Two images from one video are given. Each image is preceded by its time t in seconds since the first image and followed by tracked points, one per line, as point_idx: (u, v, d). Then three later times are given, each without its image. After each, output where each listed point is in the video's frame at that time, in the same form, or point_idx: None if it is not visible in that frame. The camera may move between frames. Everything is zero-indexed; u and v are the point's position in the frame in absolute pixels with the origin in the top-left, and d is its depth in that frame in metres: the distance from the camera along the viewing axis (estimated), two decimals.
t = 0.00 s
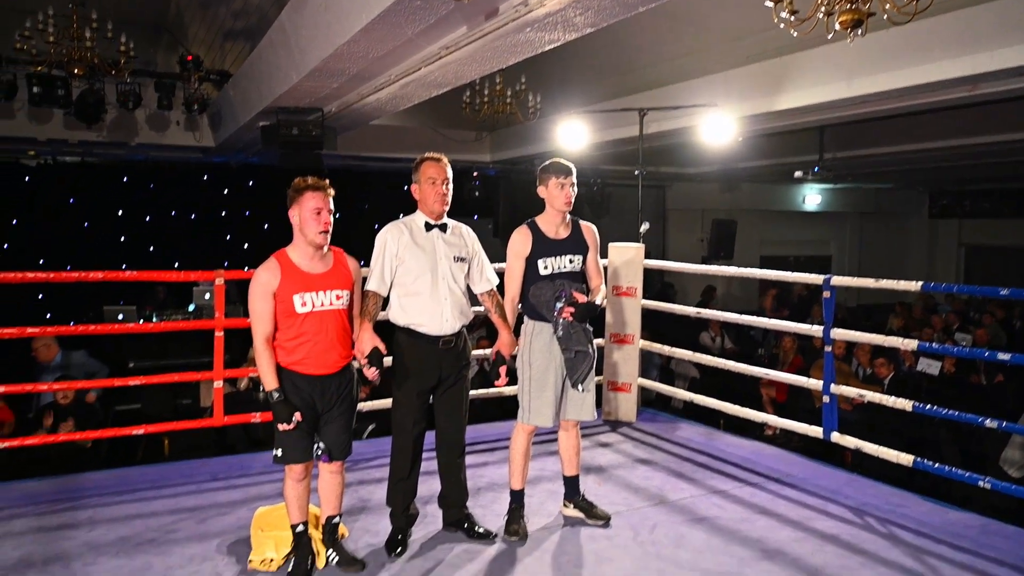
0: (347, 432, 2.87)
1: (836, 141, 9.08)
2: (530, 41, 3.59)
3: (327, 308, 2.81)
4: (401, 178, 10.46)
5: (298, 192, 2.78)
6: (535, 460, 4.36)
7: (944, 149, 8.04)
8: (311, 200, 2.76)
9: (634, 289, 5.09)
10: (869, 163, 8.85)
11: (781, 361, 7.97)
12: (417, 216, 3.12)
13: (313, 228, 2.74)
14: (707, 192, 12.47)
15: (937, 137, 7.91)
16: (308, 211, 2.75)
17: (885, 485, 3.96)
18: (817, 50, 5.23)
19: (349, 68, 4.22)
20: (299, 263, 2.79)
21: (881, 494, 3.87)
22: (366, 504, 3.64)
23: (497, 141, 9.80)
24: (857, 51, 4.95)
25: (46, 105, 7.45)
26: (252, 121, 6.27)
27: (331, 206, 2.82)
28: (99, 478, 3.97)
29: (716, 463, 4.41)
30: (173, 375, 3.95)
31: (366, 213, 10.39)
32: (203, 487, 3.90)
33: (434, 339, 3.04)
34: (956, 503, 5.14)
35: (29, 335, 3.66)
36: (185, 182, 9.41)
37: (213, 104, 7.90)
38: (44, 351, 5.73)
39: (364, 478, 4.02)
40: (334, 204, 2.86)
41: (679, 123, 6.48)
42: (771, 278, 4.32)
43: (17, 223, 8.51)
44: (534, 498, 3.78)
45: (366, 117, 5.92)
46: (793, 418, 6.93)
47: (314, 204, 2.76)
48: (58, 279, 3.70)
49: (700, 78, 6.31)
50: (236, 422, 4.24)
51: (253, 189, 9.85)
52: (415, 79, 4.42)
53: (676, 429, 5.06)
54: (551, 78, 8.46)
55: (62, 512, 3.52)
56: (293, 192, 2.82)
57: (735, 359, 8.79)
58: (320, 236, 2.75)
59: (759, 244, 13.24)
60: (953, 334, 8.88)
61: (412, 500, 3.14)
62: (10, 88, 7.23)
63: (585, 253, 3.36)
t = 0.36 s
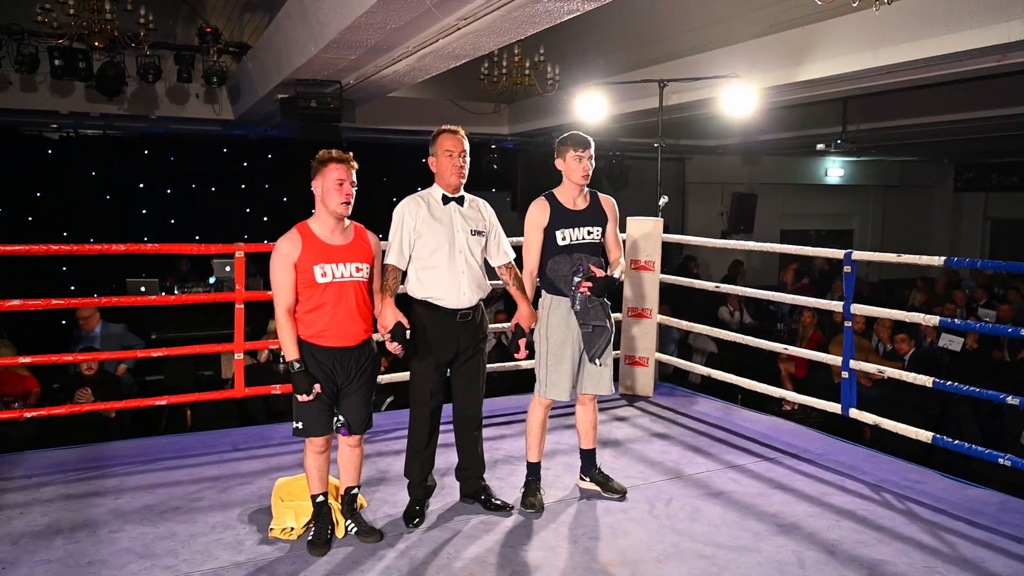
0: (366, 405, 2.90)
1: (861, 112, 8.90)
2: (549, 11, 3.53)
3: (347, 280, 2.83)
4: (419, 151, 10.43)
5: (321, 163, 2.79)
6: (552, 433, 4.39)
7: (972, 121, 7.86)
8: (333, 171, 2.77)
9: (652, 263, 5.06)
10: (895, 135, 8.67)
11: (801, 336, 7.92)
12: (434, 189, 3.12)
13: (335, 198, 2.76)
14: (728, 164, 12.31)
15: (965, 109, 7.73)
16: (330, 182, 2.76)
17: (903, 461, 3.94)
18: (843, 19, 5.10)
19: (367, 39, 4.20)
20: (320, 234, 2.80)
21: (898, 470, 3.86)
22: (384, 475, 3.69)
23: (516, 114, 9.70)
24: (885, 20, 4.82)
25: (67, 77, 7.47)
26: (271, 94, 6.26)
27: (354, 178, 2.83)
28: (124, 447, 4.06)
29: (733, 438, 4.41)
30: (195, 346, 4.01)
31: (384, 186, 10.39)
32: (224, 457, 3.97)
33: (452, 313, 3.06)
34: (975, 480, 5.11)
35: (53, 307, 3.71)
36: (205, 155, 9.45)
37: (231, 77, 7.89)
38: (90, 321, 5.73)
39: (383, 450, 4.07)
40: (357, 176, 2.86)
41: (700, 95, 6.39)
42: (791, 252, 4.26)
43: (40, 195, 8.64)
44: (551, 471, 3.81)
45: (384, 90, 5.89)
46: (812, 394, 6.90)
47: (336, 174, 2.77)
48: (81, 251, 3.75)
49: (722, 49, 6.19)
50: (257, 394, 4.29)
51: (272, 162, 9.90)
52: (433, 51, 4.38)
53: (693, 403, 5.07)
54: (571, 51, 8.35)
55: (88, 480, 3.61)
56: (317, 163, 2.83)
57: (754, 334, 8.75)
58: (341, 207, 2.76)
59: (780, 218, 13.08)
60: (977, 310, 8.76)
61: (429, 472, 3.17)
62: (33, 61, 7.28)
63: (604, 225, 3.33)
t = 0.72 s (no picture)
0: (377, 404, 2.91)
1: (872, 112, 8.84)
2: (557, 12, 3.53)
3: (359, 278, 2.84)
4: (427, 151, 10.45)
5: (333, 164, 2.80)
6: (560, 434, 4.39)
7: (985, 120, 7.80)
8: (344, 170, 2.79)
9: (661, 264, 5.06)
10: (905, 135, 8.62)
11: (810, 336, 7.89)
12: (438, 191, 3.12)
13: (345, 197, 2.77)
14: (736, 164, 12.28)
15: (977, 108, 7.67)
16: (341, 181, 2.78)
17: (913, 463, 3.93)
18: (853, 19, 5.07)
19: (376, 40, 4.21)
20: (332, 232, 2.82)
21: (908, 472, 3.84)
22: (392, 475, 3.70)
23: (525, 115, 9.63)
24: (895, 20, 4.80)
25: (79, 78, 7.51)
26: (280, 95, 6.28)
27: (365, 178, 2.85)
28: (134, 446, 4.09)
29: (741, 439, 4.40)
30: (205, 346, 4.02)
31: (393, 186, 10.42)
32: (233, 457, 3.99)
33: (461, 313, 3.06)
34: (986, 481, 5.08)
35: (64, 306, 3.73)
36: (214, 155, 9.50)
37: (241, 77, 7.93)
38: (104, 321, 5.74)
39: (391, 450, 4.09)
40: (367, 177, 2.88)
41: (708, 95, 6.37)
42: (800, 253, 4.23)
43: (52, 195, 8.71)
44: (559, 472, 3.81)
45: (393, 90, 5.91)
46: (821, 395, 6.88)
47: (347, 174, 2.79)
48: (92, 251, 3.77)
49: (732, 48, 6.17)
50: (266, 393, 4.30)
51: (281, 162, 10.00)
52: (442, 52, 4.39)
53: (701, 404, 5.06)
54: (582, 51, 8.33)
55: (99, 479, 3.64)
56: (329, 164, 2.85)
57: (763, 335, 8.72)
58: (352, 206, 2.77)
59: (790, 218, 13.02)
60: (988, 311, 8.70)
61: (437, 472, 3.18)
62: (46, 62, 7.32)
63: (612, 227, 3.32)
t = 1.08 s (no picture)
0: (379, 404, 2.92)
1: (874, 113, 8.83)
2: (558, 14, 3.54)
3: (363, 279, 2.85)
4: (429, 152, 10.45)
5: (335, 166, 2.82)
6: (561, 434, 4.40)
7: (987, 121, 7.79)
8: (344, 171, 2.81)
9: (662, 265, 5.07)
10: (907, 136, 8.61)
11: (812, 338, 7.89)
12: (435, 192, 3.12)
13: (341, 197, 2.79)
14: (738, 165, 12.27)
15: (979, 109, 7.66)
16: (338, 182, 2.81)
17: (914, 465, 3.94)
18: (854, 21, 5.07)
19: (377, 42, 4.22)
20: (336, 234, 2.83)
21: (909, 474, 3.85)
22: (394, 476, 3.72)
23: (527, 116, 9.63)
24: (897, 22, 4.80)
25: (82, 79, 7.51)
26: (282, 96, 6.30)
27: (364, 180, 2.86)
28: (137, 446, 4.11)
29: (742, 440, 4.41)
30: (208, 347, 4.04)
31: (395, 187, 10.43)
32: (236, 457, 4.01)
33: (459, 313, 3.08)
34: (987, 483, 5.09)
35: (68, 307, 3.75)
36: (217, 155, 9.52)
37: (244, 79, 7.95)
38: (109, 323, 5.70)
39: (393, 450, 4.10)
40: (369, 180, 2.90)
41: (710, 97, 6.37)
42: (801, 254, 4.22)
43: (56, 195, 8.75)
44: (560, 473, 3.82)
45: (395, 91, 5.92)
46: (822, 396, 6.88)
47: (347, 175, 2.80)
48: (95, 252, 3.79)
49: (734, 50, 6.17)
50: (268, 394, 4.32)
51: (284, 163, 10.00)
52: (443, 54, 4.41)
53: (703, 405, 5.06)
54: (584, 52, 8.33)
55: (102, 479, 3.65)
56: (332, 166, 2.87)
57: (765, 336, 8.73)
58: (346, 206, 2.79)
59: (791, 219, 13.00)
60: (990, 313, 8.70)
61: (439, 473, 3.19)
62: (50, 63, 7.34)
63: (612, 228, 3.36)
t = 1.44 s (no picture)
0: (378, 402, 2.93)
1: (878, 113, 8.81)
2: (560, 14, 3.54)
3: (363, 281, 2.85)
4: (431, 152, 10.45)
5: (337, 167, 2.82)
6: (563, 434, 4.40)
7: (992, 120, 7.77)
8: (344, 174, 2.81)
9: (665, 265, 5.07)
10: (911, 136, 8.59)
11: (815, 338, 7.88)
12: (439, 191, 3.11)
13: (345, 201, 2.80)
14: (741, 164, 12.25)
15: (983, 109, 7.64)
16: (343, 185, 2.81)
17: (917, 465, 3.93)
18: (858, 20, 5.06)
19: (381, 42, 4.22)
20: (337, 236, 2.84)
21: (912, 474, 3.84)
22: (396, 476, 3.72)
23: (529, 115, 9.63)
24: (901, 21, 4.79)
25: (86, 79, 7.50)
26: (286, 96, 6.31)
27: (366, 180, 2.85)
28: (141, 445, 4.12)
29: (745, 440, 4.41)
30: (211, 347, 4.04)
31: (398, 187, 10.43)
32: (239, 456, 4.02)
33: (463, 312, 3.08)
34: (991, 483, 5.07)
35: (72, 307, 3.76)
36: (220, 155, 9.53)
37: (247, 79, 7.96)
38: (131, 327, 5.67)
39: (396, 450, 4.10)
40: (370, 180, 2.89)
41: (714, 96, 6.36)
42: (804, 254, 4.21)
43: (60, 195, 8.78)
44: (562, 472, 3.83)
45: (398, 91, 5.93)
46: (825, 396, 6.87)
47: (348, 178, 2.80)
48: (99, 252, 3.81)
49: (738, 50, 6.15)
50: (271, 393, 4.32)
51: (287, 162, 9.99)
52: (447, 54, 4.41)
53: (705, 405, 5.06)
54: (587, 53, 8.33)
55: (106, 478, 3.67)
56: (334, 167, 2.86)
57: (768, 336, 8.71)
58: (351, 210, 2.80)
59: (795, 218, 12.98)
60: (994, 313, 8.67)
61: (441, 472, 3.20)
62: (54, 63, 7.35)
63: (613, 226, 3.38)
